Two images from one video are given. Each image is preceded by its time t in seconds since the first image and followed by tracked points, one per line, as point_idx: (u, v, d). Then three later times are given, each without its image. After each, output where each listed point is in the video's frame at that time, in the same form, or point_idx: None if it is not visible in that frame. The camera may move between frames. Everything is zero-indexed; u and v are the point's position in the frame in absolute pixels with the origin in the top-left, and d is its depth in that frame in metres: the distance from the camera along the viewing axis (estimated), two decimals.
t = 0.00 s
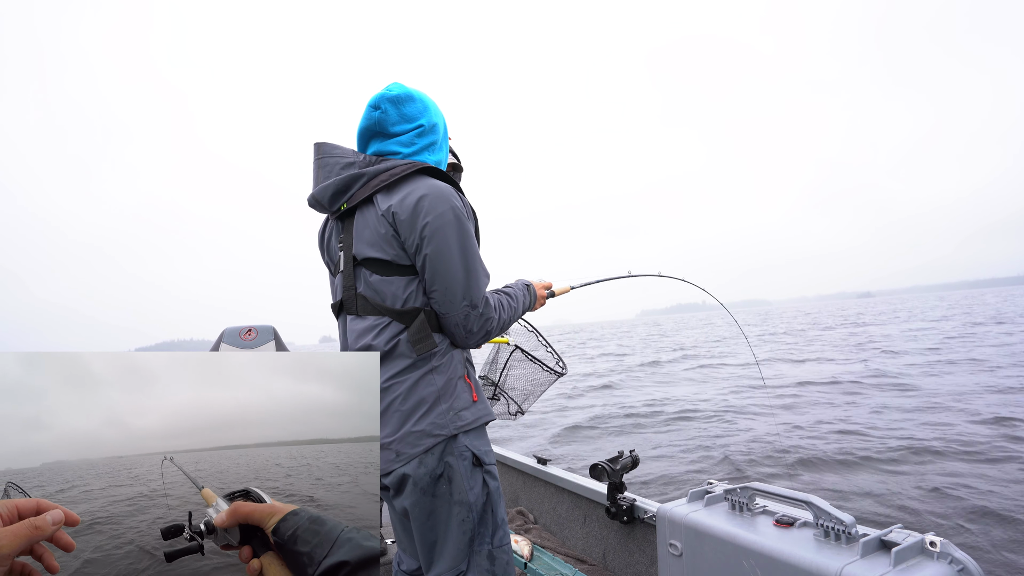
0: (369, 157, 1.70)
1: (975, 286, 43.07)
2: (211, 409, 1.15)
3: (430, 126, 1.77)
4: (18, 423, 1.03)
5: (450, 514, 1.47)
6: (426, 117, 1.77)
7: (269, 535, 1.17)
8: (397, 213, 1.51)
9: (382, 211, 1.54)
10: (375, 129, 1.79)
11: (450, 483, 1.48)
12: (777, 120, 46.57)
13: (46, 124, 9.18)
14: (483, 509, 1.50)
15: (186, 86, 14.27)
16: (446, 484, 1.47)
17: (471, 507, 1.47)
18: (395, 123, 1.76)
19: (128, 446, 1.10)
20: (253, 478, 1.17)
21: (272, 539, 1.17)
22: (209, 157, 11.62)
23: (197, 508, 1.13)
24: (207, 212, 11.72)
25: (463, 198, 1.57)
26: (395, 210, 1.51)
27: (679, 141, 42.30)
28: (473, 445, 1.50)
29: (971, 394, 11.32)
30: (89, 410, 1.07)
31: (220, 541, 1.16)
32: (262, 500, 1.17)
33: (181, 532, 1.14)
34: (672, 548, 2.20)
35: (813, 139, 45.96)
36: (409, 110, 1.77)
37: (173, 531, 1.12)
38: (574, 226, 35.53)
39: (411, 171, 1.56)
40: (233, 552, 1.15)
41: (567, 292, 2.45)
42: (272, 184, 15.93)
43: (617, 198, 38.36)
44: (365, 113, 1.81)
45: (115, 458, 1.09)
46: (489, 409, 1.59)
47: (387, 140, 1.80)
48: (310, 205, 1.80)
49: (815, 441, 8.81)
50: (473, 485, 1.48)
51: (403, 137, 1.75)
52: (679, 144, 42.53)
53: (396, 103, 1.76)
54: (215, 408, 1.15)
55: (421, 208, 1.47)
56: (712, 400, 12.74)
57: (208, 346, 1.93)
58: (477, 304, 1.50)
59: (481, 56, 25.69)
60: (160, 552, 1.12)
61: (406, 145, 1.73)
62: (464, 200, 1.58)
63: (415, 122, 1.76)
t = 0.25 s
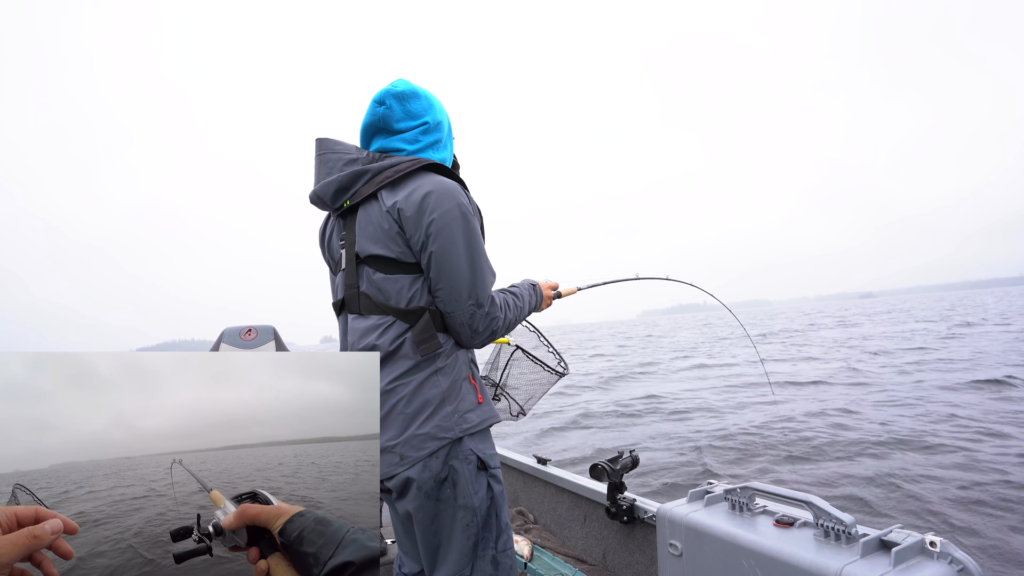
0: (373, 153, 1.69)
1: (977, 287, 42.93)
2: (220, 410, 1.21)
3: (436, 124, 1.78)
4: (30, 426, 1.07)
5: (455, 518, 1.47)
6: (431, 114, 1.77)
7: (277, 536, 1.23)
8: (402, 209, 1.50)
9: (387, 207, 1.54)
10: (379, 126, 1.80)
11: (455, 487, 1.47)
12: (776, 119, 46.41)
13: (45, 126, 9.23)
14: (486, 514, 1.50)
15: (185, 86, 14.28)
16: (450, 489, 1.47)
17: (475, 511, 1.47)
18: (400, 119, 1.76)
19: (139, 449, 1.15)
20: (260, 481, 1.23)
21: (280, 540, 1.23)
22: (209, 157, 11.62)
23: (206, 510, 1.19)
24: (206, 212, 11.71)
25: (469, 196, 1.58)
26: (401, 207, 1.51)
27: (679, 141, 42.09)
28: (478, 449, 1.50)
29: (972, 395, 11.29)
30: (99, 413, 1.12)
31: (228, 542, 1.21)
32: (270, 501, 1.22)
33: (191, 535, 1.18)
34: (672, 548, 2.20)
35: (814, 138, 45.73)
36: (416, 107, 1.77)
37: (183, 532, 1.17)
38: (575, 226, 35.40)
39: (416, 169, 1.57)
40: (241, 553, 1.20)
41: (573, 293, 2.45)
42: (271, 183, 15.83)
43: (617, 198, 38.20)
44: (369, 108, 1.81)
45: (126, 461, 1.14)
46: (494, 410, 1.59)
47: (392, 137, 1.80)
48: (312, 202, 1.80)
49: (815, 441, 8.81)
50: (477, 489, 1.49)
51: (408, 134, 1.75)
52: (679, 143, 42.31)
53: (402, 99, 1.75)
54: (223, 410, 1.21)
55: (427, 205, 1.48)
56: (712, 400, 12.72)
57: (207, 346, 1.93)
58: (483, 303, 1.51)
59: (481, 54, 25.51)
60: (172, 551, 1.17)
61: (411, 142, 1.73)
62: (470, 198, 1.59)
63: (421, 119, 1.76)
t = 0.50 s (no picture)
0: (373, 149, 1.70)
1: (978, 287, 42.83)
2: (228, 409, 1.22)
3: (435, 117, 1.77)
4: (39, 424, 1.12)
5: (460, 524, 1.47)
6: (431, 109, 1.77)
7: (280, 539, 1.23)
8: (405, 205, 1.50)
9: (389, 203, 1.53)
10: (376, 121, 1.79)
11: (459, 494, 1.48)
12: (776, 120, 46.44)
13: (44, 128, 9.26)
14: (492, 520, 1.50)
15: (185, 87, 14.27)
16: (455, 494, 1.48)
17: (481, 517, 1.48)
18: (398, 113, 1.76)
19: (145, 451, 1.18)
20: (263, 485, 1.23)
21: (284, 543, 1.23)
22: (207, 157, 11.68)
23: (211, 513, 1.20)
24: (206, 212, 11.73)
25: (473, 191, 1.58)
26: (403, 202, 1.50)
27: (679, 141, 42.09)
28: (484, 454, 1.51)
29: (972, 395, 11.29)
30: (106, 412, 1.15)
31: (233, 545, 1.21)
32: (273, 504, 1.23)
33: (196, 537, 1.19)
34: (672, 548, 2.20)
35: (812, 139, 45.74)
36: (412, 100, 1.76)
37: (189, 536, 1.19)
38: (575, 226, 35.45)
39: (419, 165, 1.56)
40: (245, 554, 1.21)
41: (578, 292, 2.45)
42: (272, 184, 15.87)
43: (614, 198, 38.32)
44: (367, 105, 1.80)
45: (131, 461, 1.17)
46: (500, 412, 1.59)
47: (391, 133, 1.79)
48: (312, 200, 1.79)
49: (815, 441, 8.81)
50: (483, 495, 1.49)
51: (408, 130, 1.75)
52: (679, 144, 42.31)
53: (400, 94, 1.76)
54: (231, 409, 1.22)
55: (430, 201, 1.47)
56: (712, 400, 12.74)
57: (209, 347, 1.94)
58: (489, 300, 1.51)
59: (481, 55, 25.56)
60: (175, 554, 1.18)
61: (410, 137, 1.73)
62: (475, 193, 1.58)
63: (419, 112, 1.75)
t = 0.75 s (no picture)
0: (374, 144, 1.69)
1: (978, 286, 42.81)
2: (231, 409, 1.22)
3: (431, 106, 1.78)
4: (44, 423, 1.12)
5: (467, 535, 1.48)
6: (422, 95, 1.77)
7: (281, 541, 1.23)
8: (411, 202, 1.50)
9: (394, 200, 1.54)
10: (370, 113, 1.80)
11: (466, 503, 1.49)
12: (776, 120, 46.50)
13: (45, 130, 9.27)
14: (500, 530, 1.52)
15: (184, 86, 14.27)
16: (463, 504, 1.49)
17: (489, 528, 1.48)
18: (386, 103, 1.77)
19: (148, 451, 1.18)
20: (266, 487, 1.23)
21: (284, 544, 1.23)
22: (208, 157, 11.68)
23: (212, 515, 1.20)
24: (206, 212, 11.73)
25: (479, 188, 1.58)
26: (409, 199, 1.50)
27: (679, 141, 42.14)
28: (493, 463, 1.52)
29: (972, 394, 11.29)
30: (111, 410, 1.16)
31: (234, 548, 1.22)
32: (275, 506, 1.23)
33: (197, 540, 1.20)
34: (672, 548, 2.21)
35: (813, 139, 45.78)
36: (403, 89, 1.78)
37: (191, 538, 1.19)
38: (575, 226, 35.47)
39: (424, 161, 1.56)
40: (246, 557, 1.22)
41: (584, 293, 2.46)
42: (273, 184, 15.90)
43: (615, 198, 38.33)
44: (359, 96, 1.81)
45: (136, 459, 1.17)
46: (508, 419, 1.60)
47: (386, 124, 1.79)
48: (312, 195, 1.78)
49: (815, 441, 8.81)
50: (491, 505, 1.50)
51: (403, 120, 1.75)
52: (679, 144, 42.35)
53: (386, 84, 1.78)
54: (236, 408, 1.22)
55: (437, 197, 1.47)
56: (712, 399, 12.74)
57: (208, 347, 1.94)
58: (497, 302, 1.52)
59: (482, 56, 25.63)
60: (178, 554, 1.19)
61: (409, 129, 1.74)
62: (480, 190, 1.59)
63: (414, 102, 1.76)
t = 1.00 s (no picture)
0: (377, 137, 1.69)
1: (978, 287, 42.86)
2: (233, 410, 1.22)
3: (433, 98, 1.77)
4: (46, 424, 1.12)
5: (473, 546, 1.49)
6: (423, 87, 1.77)
7: (281, 541, 1.23)
8: (415, 197, 1.50)
9: (398, 196, 1.53)
10: (371, 106, 1.80)
11: (474, 514, 1.50)
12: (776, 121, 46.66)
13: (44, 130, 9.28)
14: (508, 541, 1.52)
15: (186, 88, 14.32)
16: (470, 515, 1.49)
17: (497, 540, 1.49)
18: (387, 97, 1.78)
19: (150, 452, 1.18)
20: (268, 487, 1.23)
21: (285, 544, 1.23)
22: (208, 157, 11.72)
23: (213, 516, 1.20)
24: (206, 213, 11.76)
25: (486, 183, 1.58)
26: (414, 194, 1.50)
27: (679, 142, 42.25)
28: (502, 473, 1.53)
29: (972, 394, 11.31)
30: (114, 411, 1.16)
31: (235, 548, 1.23)
32: (275, 508, 1.23)
33: (197, 540, 1.20)
34: (672, 548, 2.21)
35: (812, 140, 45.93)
36: (403, 79, 1.78)
37: (192, 539, 1.20)
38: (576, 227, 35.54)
39: (428, 155, 1.56)
40: (247, 557, 1.22)
41: (591, 294, 2.47)
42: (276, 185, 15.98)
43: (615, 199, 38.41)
44: (359, 88, 1.81)
45: (138, 460, 1.17)
46: (519, 426, 1.62)
47: (387, 119, 1.79)
48: (311, 191, 1.77)
49: (815, 442, 8.82)
50: (499, 518, 1.52)
51: (404, 114, 1.75)
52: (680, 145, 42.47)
53: (386, 75, 1.78)
54: (238, 409, 1.23)
55: (443, 193, 1.47)
56: (712, 400, 12.76)
57: (208, 347, 1.93)
58: (507, 304, 1.53)
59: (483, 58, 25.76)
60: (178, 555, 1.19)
61: (411, 123, 1.73)
62: (487, 185, 1.59)
63: (416, 93, 1.75)
